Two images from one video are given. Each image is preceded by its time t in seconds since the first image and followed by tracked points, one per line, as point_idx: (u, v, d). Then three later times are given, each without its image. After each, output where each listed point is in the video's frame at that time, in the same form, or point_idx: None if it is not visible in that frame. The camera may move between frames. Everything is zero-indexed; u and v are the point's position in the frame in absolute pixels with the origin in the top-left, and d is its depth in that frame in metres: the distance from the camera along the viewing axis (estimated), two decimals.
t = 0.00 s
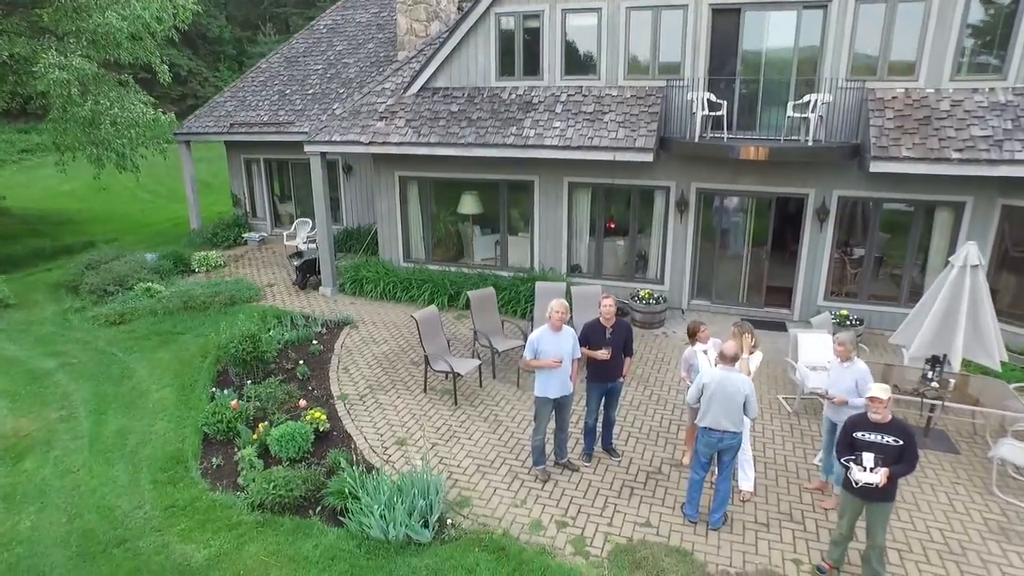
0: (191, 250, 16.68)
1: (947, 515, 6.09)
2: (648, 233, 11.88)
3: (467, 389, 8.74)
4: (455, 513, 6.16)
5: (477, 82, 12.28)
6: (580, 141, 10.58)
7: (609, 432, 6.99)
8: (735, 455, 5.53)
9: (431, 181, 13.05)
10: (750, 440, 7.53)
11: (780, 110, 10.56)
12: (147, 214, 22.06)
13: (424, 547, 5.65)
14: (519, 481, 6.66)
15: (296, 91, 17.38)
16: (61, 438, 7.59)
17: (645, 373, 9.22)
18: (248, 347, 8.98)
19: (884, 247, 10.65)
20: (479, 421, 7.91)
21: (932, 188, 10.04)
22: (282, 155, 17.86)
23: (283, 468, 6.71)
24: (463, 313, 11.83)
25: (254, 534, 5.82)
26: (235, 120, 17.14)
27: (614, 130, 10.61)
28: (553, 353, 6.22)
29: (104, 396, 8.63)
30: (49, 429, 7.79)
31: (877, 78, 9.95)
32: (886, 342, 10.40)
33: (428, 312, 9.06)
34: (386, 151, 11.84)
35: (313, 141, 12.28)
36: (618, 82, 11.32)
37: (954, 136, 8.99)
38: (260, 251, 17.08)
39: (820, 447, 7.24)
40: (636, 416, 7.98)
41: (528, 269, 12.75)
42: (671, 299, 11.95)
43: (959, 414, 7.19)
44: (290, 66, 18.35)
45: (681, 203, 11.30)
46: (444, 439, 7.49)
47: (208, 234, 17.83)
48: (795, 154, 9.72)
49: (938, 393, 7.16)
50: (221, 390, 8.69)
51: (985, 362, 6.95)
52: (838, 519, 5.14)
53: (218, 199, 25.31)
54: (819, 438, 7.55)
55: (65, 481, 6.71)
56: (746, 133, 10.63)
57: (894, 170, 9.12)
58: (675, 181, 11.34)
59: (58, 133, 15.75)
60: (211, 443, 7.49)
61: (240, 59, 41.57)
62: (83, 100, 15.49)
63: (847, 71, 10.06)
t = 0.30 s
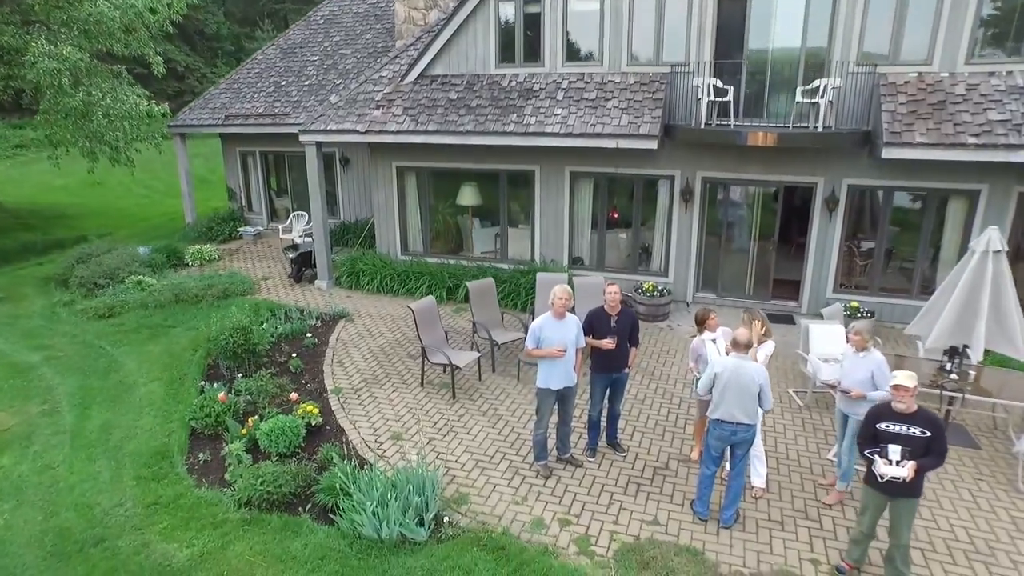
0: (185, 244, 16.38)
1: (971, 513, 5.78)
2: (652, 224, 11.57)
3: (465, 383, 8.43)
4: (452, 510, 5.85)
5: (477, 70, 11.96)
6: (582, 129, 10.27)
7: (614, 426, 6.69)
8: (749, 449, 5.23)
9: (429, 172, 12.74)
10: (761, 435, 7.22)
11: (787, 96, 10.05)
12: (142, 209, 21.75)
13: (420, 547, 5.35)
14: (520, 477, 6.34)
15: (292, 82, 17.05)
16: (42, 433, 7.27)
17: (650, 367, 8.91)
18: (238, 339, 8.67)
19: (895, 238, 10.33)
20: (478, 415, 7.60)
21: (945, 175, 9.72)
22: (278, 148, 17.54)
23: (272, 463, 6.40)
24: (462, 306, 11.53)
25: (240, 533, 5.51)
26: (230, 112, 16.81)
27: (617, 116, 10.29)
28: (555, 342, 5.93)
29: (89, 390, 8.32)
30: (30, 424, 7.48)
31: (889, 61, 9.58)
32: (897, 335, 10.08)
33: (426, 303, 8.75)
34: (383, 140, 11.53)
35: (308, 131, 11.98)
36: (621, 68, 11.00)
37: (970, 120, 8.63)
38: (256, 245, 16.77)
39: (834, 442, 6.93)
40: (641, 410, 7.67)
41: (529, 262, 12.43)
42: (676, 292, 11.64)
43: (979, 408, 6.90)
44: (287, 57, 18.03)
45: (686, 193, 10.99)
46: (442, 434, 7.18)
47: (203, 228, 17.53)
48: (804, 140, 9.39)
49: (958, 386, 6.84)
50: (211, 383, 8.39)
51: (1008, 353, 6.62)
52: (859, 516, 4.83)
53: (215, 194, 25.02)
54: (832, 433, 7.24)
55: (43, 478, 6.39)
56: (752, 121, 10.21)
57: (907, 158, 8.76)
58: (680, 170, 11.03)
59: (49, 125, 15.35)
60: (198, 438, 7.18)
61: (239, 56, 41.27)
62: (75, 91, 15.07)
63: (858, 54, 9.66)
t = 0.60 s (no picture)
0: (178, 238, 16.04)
1: (1001, 515, 5.42)
2: (656, 215, 11.21)
3: (463, 378, 8.09)
4: (448, 511, 5.49)
5: (476, 56, 11.60)
6: (584, 115, 9.92)
7: (619, 423, 6.34)
8: (766, 445, 4.90)
9: (427, 162, 12.39)
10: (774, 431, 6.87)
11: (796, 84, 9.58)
12: (136, 204, 21.42)
13: (413, 550, 5.00)
14: (521, 476, 6.00)
15: (288, 73, 16.68)
16: (17, 430, 6.92)
17: (656, 361, 8.55)
18: (227, 333, 8.32)
19: (909, 229, 9.96)
20: (476, 411, 7.25)
21: (961, 164, 9.35)
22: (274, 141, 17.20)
23: (258, 461, 6.05)
24: (461, 301, 11.18)
25: (221, 536, 5.17)
26: (224, 104, 16.42)
27: (621, 103, 9.94)
28: (558, 332, 5.60)
29: (71, 385, 7.98)
30: (6, 421, 7.13)
31: (903, 44, 9.17)
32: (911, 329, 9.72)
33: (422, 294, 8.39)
34: (379, 128, 11.18)
35: (303, 120, 11.62)
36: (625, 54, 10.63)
37: (989, 105, 8.25)
38: (250, 240, 16.43)
39: (851, 439, 6.58)
40: (647, 406, 7.32)
41: (529, 254, 12.08)
42: (681, 285, 11.29)
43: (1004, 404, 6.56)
44: (282, 48, 17.68)
45: (691, 182, 10.63)
46: (438, 430, 6.84)
47: (197, 222, 17.20)
48: (815, 127, 9.03)
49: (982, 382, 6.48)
50: (198, 378, 8.05)
51: None
52: (885, 518, 4.49)
53: (211, 189, 24.68)
54: (849, 430, 6.88)
55: (14, 477, 6.05)
56: (761, 108, 9.73)
57: (922, 143, 8.37)
58: (686, 159, 10.67)
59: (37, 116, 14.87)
60: (182, 435, 6.83)
61: (237, 52, 40.92)
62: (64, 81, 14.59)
63: (871, 37, 9.26)
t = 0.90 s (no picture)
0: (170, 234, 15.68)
1: None
2: (661, 208, 10.84)
3: (461, 376, 7.73)
4: (444, 519, 5.13)
5: (474, 45, 11.24)
6: (587, 105, 9.57)
7: (625, 424, 5.97)
8: (788, 448, 4.56)
9: (424, 155, 12.02)
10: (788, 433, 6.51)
11: (808, 73, 9.20)
12: (129, 200, 21.07)
13: (405, 562, 4.64)
14: (521, 481, 5.64)
15: (282, 66, 16.30)
16: None
17: (663, 359, 8.19)
18: (215, 329, 7.95)
19: (924, 222, 9.60)
20: (475, 411, 6.88)
21: (979, 154, 8.99)
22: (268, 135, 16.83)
23: (242, 465, 5.69)
24: (459, 297, 10.82)
25: (200, 546, 4.81)
26: (218, 97, 15.93)
27: (625, 91, 9.58)
28: (561, 328, 5.23)
29: (50, 385, 7.62)
30: None
31: (920, 30, 8.78)
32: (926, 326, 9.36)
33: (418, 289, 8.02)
34: (374, 119, 10.82)
35: (297, 111, 11.25)
36: (628, 41, 10.27)
37: (1011, 91, 7.89)
38: (244, 236, 16.07)
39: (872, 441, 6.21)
40: (654, 406, 6.96)
41: (530, 250, 11.72)
42: (686, 281, 10.93)
43: None
44: (277, 41, 17.32)
45: (697, 174, 10.27)
46: (433, 432, 6.48)
47: (190, 218, 16.85)
48: (827, 115, 8.67)
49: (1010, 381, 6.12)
50: (183, 377, 7.69)
51: None
52: (918, 528, 4.12)
53: (206, 186, 24.30)
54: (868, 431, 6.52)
55: None
56: (770, 96, 9.39)
57: (940, 131, 8.00)
58: (692, 150, 10.32)
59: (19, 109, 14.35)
60: (164, 437, 6.47)
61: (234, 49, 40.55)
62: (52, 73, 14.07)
63: (886, 23, 8.87)
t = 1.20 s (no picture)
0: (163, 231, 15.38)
1: None
2: (666, 204, 10.53)
3: (459, 377, 7.43)
4: (440, 529, 4.83)
5: (474, 36, 10.94)
6: (590, 96, 9.27)
7: (632, 427, 5.67)
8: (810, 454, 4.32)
9: (422, 149, 11.71)
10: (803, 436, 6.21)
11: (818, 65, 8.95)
12: (124, 198, 20.79)
13: None
14: (522, 488, 5.33)
15: (278, 60, 15.98)
16: None
17: (670, 360, 7.88)
18: (203, 328, 7.65)
19: (938, 218, 9.29)
20: (474, 414, 6.58)
21: (997, 146, 8.68)
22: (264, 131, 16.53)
23: (227, 470, 5.38)
24: (458, 296, 10.51)
25: (180, 559, 4.50)
26: (212, 93, 15.61)
27: (629, 82, 9.28)
28: (566, 327, 4.94)
29: (31, 386, 7.33)
30: None
31: (937, 18, 8.46)
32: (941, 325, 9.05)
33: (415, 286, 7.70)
34: (371, 112, 10.52)
35: (292, 104, 10.95)
36: (632, 31, 9.97)
37: None
38: (239, 234, 15.77)
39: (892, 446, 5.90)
40: (661, 409, 6.65)
41: (530, 247, 11.42)
42: (692, 279, 10.62)
43: None
44: (274, 35, 17.02)
45: (703, 168, 9.97)
46: (430, 435, 6.17)
47: (184, 215, 16.55)
48: (838, 106, 8.37)
49: None
50: (171, 377, 7.39)
51: None
52: (950, 541, 3.81)
53: (202, 184, 24.01)
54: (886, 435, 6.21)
55: None
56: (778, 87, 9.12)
57: (955, 122, 7.71)
58: (698, 143, 10.02)
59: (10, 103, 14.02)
60: (148, 441, 6.17)
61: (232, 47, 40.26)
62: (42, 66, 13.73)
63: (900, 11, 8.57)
